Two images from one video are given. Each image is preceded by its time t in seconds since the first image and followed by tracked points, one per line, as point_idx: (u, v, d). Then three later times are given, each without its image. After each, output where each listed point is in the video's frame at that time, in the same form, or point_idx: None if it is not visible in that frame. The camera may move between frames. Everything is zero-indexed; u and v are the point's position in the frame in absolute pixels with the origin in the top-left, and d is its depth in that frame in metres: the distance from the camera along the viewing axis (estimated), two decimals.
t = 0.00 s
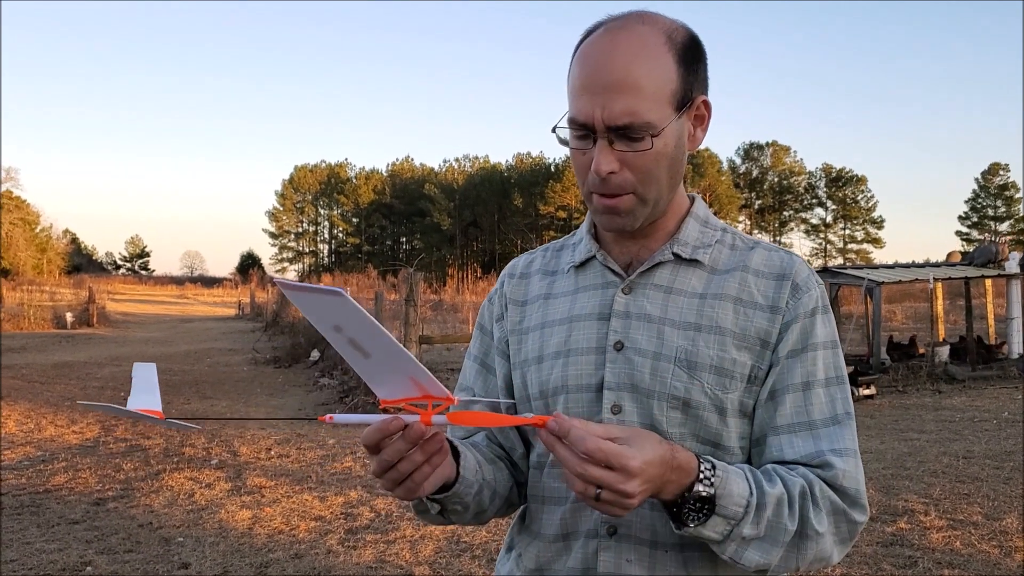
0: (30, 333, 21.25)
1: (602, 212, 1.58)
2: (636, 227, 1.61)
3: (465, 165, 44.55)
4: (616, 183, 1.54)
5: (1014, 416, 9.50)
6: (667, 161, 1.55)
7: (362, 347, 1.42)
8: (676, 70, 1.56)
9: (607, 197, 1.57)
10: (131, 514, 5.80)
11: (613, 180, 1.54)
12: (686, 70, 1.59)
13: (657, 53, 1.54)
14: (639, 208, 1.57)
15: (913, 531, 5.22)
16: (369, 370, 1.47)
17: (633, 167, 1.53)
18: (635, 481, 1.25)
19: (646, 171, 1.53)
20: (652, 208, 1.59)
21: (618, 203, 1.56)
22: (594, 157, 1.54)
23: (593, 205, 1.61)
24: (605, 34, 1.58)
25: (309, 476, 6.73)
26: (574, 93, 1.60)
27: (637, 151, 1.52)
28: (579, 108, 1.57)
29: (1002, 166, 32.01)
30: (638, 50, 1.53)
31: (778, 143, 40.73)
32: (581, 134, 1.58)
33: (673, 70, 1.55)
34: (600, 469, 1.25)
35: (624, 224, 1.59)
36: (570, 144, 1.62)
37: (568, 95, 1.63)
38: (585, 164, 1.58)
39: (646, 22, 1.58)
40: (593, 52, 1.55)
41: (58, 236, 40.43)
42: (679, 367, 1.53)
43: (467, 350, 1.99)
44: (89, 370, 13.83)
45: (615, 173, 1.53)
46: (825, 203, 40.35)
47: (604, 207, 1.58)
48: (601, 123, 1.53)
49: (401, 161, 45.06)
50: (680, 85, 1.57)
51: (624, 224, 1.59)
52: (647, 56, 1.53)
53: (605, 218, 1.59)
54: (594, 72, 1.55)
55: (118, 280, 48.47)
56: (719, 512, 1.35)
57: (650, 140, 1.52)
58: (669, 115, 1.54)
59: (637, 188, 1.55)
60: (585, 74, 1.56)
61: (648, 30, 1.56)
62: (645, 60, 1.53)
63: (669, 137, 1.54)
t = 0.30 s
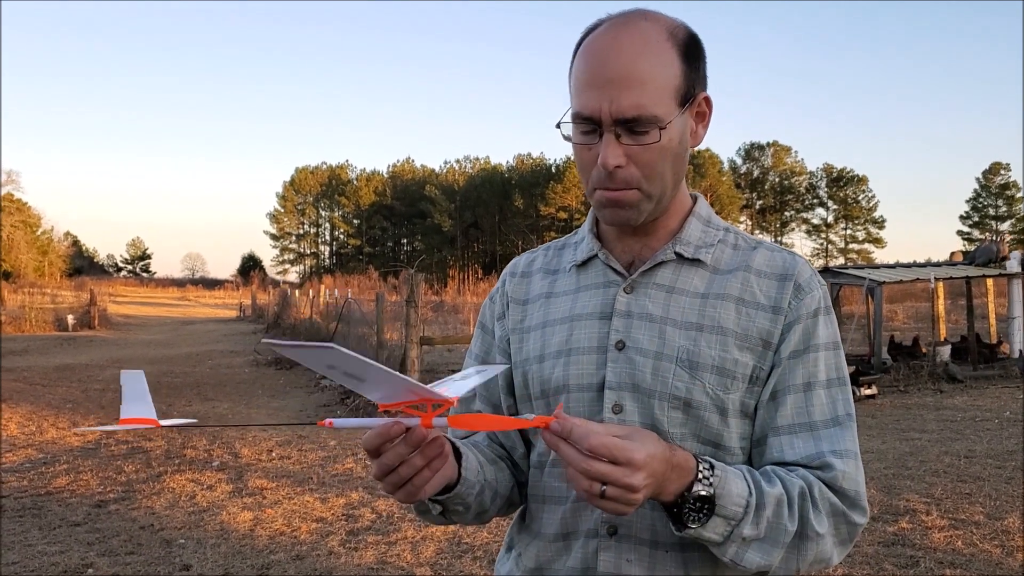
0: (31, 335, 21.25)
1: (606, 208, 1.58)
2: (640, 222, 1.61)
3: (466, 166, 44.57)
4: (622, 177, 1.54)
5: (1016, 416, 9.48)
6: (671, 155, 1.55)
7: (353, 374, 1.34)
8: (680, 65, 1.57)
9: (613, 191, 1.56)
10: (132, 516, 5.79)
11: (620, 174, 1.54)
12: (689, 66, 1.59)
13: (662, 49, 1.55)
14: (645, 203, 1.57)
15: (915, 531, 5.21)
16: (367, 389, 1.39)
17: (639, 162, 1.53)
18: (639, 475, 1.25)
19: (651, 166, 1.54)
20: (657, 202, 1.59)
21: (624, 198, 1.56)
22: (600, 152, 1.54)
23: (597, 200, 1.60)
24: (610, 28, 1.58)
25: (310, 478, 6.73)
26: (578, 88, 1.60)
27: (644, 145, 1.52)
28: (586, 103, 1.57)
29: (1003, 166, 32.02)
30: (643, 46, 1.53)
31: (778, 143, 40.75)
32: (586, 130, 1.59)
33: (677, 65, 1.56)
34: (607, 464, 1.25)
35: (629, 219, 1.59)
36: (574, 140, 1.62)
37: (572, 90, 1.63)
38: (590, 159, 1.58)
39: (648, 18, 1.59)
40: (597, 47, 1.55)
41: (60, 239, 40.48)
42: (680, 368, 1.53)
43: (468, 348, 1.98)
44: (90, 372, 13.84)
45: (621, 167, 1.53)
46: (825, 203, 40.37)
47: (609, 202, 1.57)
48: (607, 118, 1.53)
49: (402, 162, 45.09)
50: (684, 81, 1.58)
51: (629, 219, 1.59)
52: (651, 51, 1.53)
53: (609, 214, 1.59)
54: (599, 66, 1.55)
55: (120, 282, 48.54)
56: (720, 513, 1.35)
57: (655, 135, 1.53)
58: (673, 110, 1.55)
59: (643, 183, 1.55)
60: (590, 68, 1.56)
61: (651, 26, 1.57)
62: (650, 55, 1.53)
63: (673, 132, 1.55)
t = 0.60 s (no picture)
0: (30, 337, 21.24)
1: (628, 199, 1.55)
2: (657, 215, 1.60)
3: (465, 167, 44.59)
4: (646, 165, 1.53)
5: (1016, 416, 9.47)
6: (685, 146, 1.58)
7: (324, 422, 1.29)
8: (682, 59, 1.62)
9: (635, 181, 1.54)
10: (131, 518, 5.79)
11: (644, 163, 1.52)
12: (689, 62, 1.65)
13: (668, 42, 1.58)
14: (665, 192, 1.57)
15: (914, 531, 5.20)
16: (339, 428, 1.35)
17: (660, 151, 1.54)
18: (652, 484, 1.25)
19: (670, 154, 1.55)
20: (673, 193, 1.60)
21: (646, 186, 1.54)
22: (621, 142, 1.53)
23: (615, 193, 1.57)
24: (613, 25, 1.59)
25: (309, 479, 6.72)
26: (588, 82, 1.59)
27: (664, 134, 1.54)
28: (601, 96, 1.56)
29: (1002, 165, 32.03)
30: (653, 38, 1.56)
31: (777, 143, 40.79)
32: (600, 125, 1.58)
33: (680, 60, 1.61)
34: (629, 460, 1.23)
35: (650, 209, 1.57)
36: (586, 134, 1.60)
37: (579, 86, 1.61)
38: (608, 151, 1.55)
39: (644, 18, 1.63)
40: (607, 40, 1.56)
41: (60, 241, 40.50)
42: (679, 369, 1.53)
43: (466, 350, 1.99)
44: (90, 374, 13.84)
45: (645, 155, 1.52)
46: (824, 203, 40.38)
47: (629, 193, 1.55)
48: (626, 107, 1.54)
49: (401, 164, 45.11)
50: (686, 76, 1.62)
51: (650, 210, 1.57)
52: (660, 43, 1.57)
53: (631, 205, 1.56)
54: (611, 58, 1.55)
55: (119, 284, 48.53)
56: (724, 515, 1.35)
57: (672, 124, 1.55)
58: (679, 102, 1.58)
59: (663, 172, 1.55)
60: (601, 62, 1.56)
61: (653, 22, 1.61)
62: (660, 46, 1.57)
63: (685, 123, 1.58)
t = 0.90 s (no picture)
0: (31, 338, 21.26)
1: (599, 205, 1.58)
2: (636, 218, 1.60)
3: (465, 167, 44.61)
4: (611, 173, 1.54)
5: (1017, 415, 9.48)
6: (661, 150, 1.54)
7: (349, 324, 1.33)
8: (662, 60, 1.57)
9: (605, 188, 1.56)
10: (133, 518, 5.79)
11: (609, 170, 1.53)
12: (673, 61, 1.60)
13: (643, 45, 1.55)
14: (638, 198, 1.56)
15: (915, 530, 5.21)
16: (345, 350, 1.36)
17: (626, 157, 1.53)
18: (667, 527, 1.26)
19: (639, 160, 1.53)
20: (651, 197, 1.58)
21: (615, 193, 1.55)
22: (589, 150, 1.55)
23: (592, 199, 1.60)
24: (591, 31, 1.59)
25: (311, 479, 6.73)
26: (564, 91, 1.61)
27: (631, 140, 1.52)
28: (571, 105, 1.57)
29: (1002, 165, 32.02)
30: (624, 43, 1.54)
31: (778, 143, 40.78)
32: (574, 130, 1.59)
33: (661, 60, 1.57)
34: (640, 521, 1.24)
35: (623, 214, 1.58)
36: (563, 142, 1.62)
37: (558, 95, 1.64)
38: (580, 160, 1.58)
39: (630, 18, 1.60)
40: (579, 49, 1.57)
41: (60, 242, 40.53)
42: (684, 365, 1.53)
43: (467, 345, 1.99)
44: (91, 375, 13.85)
45: (609, 163, 1.52)
46: (824, 203, 40.37)
47: (602, 200, 1.57)
48: (592, 116, 1.54)
49: (402, 164, 45.12)
50: (669, 76, 1.58)
51: (623, 215, 1.58)
52: (632, 47, 1.54)
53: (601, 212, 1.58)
54: (581, 67, 1.56)
55: (120, 285, 48.54)
56: (746, 530, 1.36)
57: (641, 129, 1.52)
58: (658, 105, 1.55)
59: (634, 177, 1.54)
60: (573, 71, 1.57)
61: (632, 25, 1.58)
62: (632, 51, 1.54)
63: (659, 127, 1.55)
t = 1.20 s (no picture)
0: (31, 339, 21.27)
1: (602, 207, 1.58)
2: (638, 220, 1.61)
3: (465, 167, 44.65)
4: (618, 176, 1.54)
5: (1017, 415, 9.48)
6: (667, 155, 1.55)
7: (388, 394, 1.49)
8: (673, 64, 1.57)
9: (610, 190, 1.56)
10: (134, 518, 5.80)
11: (615, 173, 1.54)
12: (682, 66, 1.60)
13: (656, 47, 1.55)
14: (642, 201, 1.57)
15: (916, 530, 5.21)
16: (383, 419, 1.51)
17: (633, 161, 1.53)
18: (710, 483, 1.28)
19: (645, 165, 1.54)
20: (654, 200, 1.59)
21: (620, 196, 1.55)
22: (596, 151, 1.54)
23: (594, 199, 1.60)
24: (602, 31, 1.59)
25: (311, 479, 6.74)
26: (572, 89, 1.60)
27: (639, 144, 1.53)
28: (580, 104, 1.57)
29: (1002, 166, 32.01)
30: (637, 45, 1.54)
31: (778, 144, 40.77)
32: (580, 129, 1.59)
33: (671, 65, 1.56)
34: (685, 459, 1.26)
35: (626, 217, 1.58)
36: (568, 141, 1.62)
37: (565, 93, 1.63)
38: (586, 159, 1.58)
39: (641, 18, 1.60)
40: (591, 49, 1.56)
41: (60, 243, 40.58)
42: (686, 366, 1.53)
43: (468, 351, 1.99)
44: (91, 376, 13.85)
45: (616, 166, 1.53)
46: (824, 204, 40.36)
47: (605, 200, 1.57)
48: (602, 117, 1.54)
49: (402, 165, 45.14)
50: (679, 79, 1.58)
51: (627, 218, 1.58)
52: (644, 49, 1.54)
53: (606, 213, 1.58)
54: (592, 67, 1.55)
55: (120, 286, 48.61)
56: (768, 517, 1.35)
57: (649, 134, 1.53)
58: (667, 109, 1.55)
59: (638, 181, 1.55)
60: (583, 70, 1.57)
61: (644, 25, 1.58)
62: (642, 53, 1.54)
63: (667, 132, 1.55)
